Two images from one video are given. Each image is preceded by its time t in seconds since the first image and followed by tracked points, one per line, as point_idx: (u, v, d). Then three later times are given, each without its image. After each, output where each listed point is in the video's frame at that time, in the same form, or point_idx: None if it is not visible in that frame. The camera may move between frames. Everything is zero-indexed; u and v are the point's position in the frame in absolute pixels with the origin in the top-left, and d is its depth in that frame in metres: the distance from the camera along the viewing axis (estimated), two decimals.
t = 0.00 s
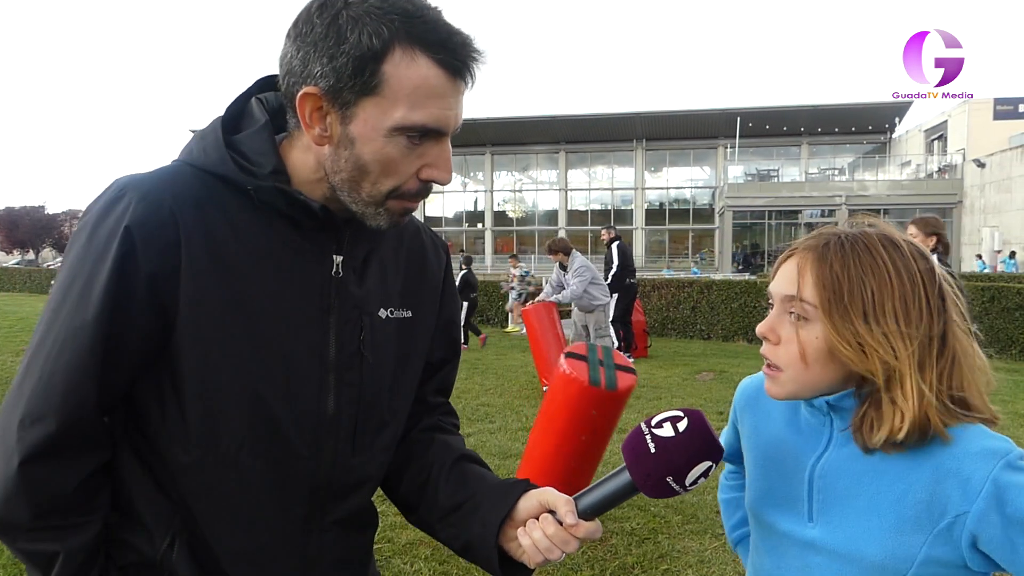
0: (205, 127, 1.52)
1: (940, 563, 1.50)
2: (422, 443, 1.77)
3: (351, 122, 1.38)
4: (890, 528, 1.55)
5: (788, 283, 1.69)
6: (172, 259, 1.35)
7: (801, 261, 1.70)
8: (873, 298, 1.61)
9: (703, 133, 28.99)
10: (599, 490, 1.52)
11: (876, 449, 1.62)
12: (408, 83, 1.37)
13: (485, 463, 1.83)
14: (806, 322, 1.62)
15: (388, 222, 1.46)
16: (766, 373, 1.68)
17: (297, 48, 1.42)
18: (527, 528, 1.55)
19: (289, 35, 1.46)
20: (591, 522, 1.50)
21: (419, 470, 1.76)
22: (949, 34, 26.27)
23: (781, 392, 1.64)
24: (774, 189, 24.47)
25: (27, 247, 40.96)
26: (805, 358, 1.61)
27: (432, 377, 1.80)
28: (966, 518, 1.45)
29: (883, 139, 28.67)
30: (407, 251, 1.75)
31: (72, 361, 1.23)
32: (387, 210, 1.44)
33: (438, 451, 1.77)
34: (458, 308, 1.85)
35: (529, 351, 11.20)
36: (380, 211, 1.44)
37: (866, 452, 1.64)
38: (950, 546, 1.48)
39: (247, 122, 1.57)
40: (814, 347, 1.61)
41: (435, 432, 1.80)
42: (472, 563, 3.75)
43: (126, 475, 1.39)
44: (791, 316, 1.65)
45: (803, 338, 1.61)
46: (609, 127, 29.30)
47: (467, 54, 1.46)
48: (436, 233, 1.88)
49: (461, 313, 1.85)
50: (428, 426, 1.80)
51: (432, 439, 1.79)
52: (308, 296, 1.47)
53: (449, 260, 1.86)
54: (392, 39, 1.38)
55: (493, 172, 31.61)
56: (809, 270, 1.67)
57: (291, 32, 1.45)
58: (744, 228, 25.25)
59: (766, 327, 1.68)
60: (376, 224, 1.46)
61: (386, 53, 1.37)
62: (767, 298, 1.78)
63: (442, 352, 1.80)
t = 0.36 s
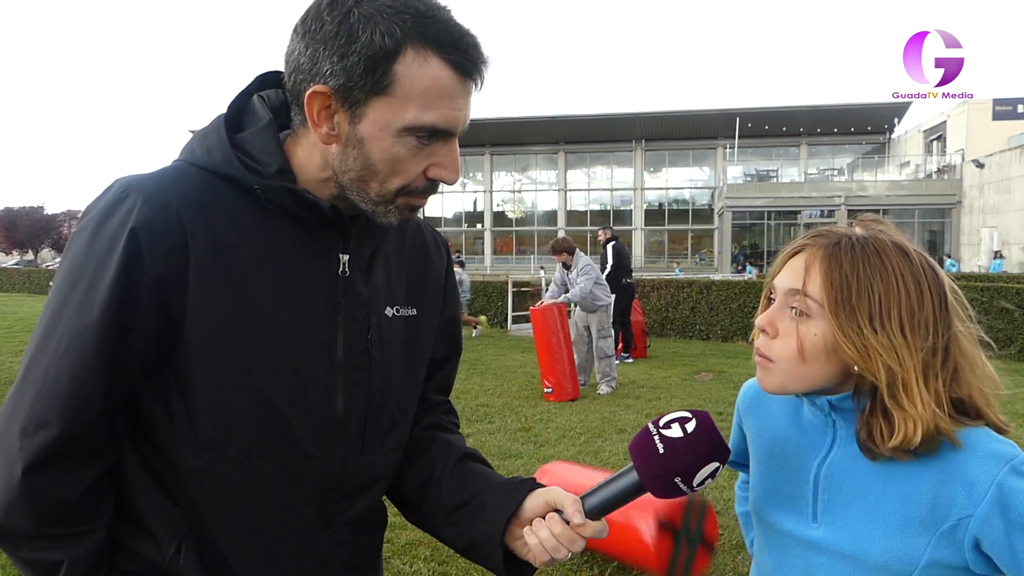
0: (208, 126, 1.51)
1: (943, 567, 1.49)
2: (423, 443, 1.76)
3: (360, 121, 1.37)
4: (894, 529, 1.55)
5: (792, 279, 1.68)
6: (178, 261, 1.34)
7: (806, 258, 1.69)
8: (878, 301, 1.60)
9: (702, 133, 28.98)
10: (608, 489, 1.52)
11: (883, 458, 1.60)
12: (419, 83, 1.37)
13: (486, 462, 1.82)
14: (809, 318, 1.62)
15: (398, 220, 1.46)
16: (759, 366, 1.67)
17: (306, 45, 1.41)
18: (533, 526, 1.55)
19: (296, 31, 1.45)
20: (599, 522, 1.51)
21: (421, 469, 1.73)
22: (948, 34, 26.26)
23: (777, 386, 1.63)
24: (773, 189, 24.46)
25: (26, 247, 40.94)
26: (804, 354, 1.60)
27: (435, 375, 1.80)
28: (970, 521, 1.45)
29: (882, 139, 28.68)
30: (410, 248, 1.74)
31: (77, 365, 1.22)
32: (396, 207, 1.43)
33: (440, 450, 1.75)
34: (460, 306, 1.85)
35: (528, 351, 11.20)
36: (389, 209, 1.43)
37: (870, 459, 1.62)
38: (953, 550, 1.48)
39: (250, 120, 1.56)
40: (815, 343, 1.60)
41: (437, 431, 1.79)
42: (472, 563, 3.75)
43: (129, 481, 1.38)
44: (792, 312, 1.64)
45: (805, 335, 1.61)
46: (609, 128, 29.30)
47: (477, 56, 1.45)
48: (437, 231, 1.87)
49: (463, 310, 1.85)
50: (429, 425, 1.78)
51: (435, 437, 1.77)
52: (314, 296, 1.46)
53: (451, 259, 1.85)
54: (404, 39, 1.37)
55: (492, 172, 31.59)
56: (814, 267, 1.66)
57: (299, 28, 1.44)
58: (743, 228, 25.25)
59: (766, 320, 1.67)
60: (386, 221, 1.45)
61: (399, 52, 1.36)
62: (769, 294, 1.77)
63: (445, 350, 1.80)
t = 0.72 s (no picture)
0: (212, 126, 1.51)
1: (941, 567, 1.49)
2: (428, 444, 1.76)
3: (365, 122, 1.37)
4: (892, 530, 1.55)
5: (798, 280, 1.67)
6: (183, 263, 1.34)
7: (811, 258, 1.69)
8: (884, 299, 1.60)
9: (701, 134, 29.00)
10: (614, 491, 1.52)
11: (883, 455, 1.61)
12: (425, 84, 1.37)
13: (493, 462, 1.82)
14: (817, 319, 1.61)
15: (401, 220, 1.46)
16: (766, 366, 1.66)
17: (312, 44, 1.41)
18: (540, 528, 1.55)
19: (303, 29, 1.45)
20: (605, 524, 1.50)
21: (427, 469, 1.74)
22: (948, 35, 26.27)
23: (785, 387, 1.62)
24: (771, 191, 24.48)
25: (24, 248, 40.91)
26: (812, 354, 1.59)
27: (440, 375, 1.80)
28: (966, 522, 1.45)
29: (880, 140, 28.71)
30: (414, 249, 1.74)
31: (83, 366, 1.22)
32: (399, 208, 1.44)
33: (446, 451, 1.75)
34: (465, 305, 1.84)
35: (526, 352, 11.20)
36: (392, 208, 1.43)
37: (870, 456, 1.63)
38: (950, 549, 1.48)
39: (254, 121, 1.56)
40: (824, 343, 1.59)
41: (442, 431, 1.79)
42: (471, 565, 3.75)
43: (135, 482, 1.38)
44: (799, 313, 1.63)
45: (813, 336, 1.60)
46: (608, 128, 29.31)
47: (483, 59, 1.46)
48: (441, 231, 1.87)
49: (467, 310, 1.84)
50: (434, 425, 1.78)
51: (440, 437, 1.77)
52: (318, 297, 1.46)
53: (455, 259, 1.85)
54: (411, 40, 1.37)
55: (491, 173, 31.60)
56: (819, 268, 1.66)
57: (305, 27, 1.44)
58: (741, 229, 25.27)
59: (772, 322, 1.66)
60: (388, 221, 1.45)
61: (405, 53, 1.36)
62: (772, 295, 1.76)
63: (449, 350, 1.80)
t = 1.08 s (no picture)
0: (208, 126, 1.51)
1: (939, 567, 1.50)
2: (427, 442, 1.76)
3: (361, 119, 1.38)
4: (892, 529, 1.55)
5: (801, 274, 1.70)
6: (181, 261, 1.34)
7: (815, 254, 1.72)
8: (882, 293, 1.61)
9: (699, 135, 29.02)
10: (612, 488, 1.52)
11: (889, 453, 1.60)
12: (422, 82, 1.37)
13: (491, 459, 1.82)
14: (816, 311, 1.63)
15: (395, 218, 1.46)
16: (766, 356, 1.69)
17: (310, 41, 1.41)
18: (539, 524, 1.56)
19: (301, 26, 1.45)
20: (604, 520, 1.51)
21: (426, 467, 1.74)
22: (947, 36, 26.28)
23: (783, 376, 1.65)
24: (769, 193, 24.49)
25: (21, 249, 40.83)
26: (806, 344, 1.62)
27: (438, 372, 1.80)
28: (964, 523, 1.46)
29: (878, 141, 28.75)
30: (411, 247, 1.75)
31: (84, 363, 1.22)
32: (393, 205, 1.43)
33: (445, 449, 1.76)
34: (462, 303, 1.85)
35: (524, 354, 11.19)
36: (386, 206, 1.43)
37: (872, 454, 1.63)
38: (947, 549, 1.49)
39: (250, 120, 1.56)
40: (821, 334, 1.62)
41: (440, 429, 1.79)
42: (469, 566, 3.76)
43: (138, 481, 1.38)
44: (797, 305, 1.67)
45: (808, 326, 1.63)
46: (606, 130, 29.32)
47: (480, 57, 1.47)
48: (439, 230, 1.88)
49: (465, 308, 1.85)
50: (433, 423, 1.79)
51: (438, 436, 1.77)
52: (316, 295, 1.47)
53: (452, 257, 1.86)
54: (409, 38, 1.38)
55: (489, 175, 31.61)
56: (822, 263, 1.68)
57: (304, 24, 1.44)
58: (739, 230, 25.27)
59: (773, 313, 1.70)
60: (382, 219, 1.45)
61: (402, 51, 1.37)
62: (778, 290, 1.79)
63: (447, 347, 1.81)
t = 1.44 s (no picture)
0: (201, 129, 1.50)
1: (938, 566, 1.51)
2: (425, 440, 1.75)
3: (352, 120, 1.38)
4: (895, 525, 1.55)
5: (806, 274, 1.71)
6: (173, 261, 1.34)
7: (818, 254, 1.72)
8: (885, 289, 1.62)
9: (697, 136, 29.04)
10: (606, 484, 1.52)
11: (898, 443, 1.60)
12: (412, 84, 1.37)
13: (487, 457, 1.82)
14: (822, 311, 1.64)
15: (386, 218, 1.46)
16: (776, 358, 1.70)
17: (301, 44, 1.41)
18: (534, 520, 1.55)
19: (292, 29, 1.44)
20: (599, 517, 1.51)
21: (422, 466, 1.73)
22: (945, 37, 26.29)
23: (793, 377, 1.66)
24: (767, 194, 24.45)
25: (18, 250, 40.75)
26: (815, 344, 1.63)
27: (432, 372, 1.80)
28: (965, 521, 1.47)
29: (875, 142, 28.79)
30: (404, 246, 1.74)
31: (80, 361, 1.21)
32: (385, 205, 1.43)
33: (440, 447, 1.75)
34: (456, 302, 1.85)
35: (522, 354, 11.19)
36: (378, 206, 1.43)
37: (879, 447, 1.63)
38: (949, 547, 1.50)
39: (242, 123, 1.55)
40: (828, 333, 1.62)
41: (436, 428, 1.78)
42: (467, 566, 3.75)
43: (135, 479, 1.38)
44: (803, 306, 1.68)
45: (815, 326, 1.64)
46: (603, 131, 29.34)
47: (471, 58, 1.46)
48: (433, 229, 1.88)
49: (459, 307, 1.85)
50: (429, 422, 1.78)
51: (434, 434, 1.77)
52: (310, 296, 1.46)
53: (446, 256, 1.85)
54: (398, 40, 1.37)
55: (487, 175, 31.61)
56: (824, 262, 1.69)
57: (295, 26, 1.44)
58: (737, 231, 25.29)
59: (780, 316, 1.70)
60: (374, 219, 1.45)
61: (392, 53, 1.36)
62: (784, 292, 1.80)
63: (441, 346, 1.80)
